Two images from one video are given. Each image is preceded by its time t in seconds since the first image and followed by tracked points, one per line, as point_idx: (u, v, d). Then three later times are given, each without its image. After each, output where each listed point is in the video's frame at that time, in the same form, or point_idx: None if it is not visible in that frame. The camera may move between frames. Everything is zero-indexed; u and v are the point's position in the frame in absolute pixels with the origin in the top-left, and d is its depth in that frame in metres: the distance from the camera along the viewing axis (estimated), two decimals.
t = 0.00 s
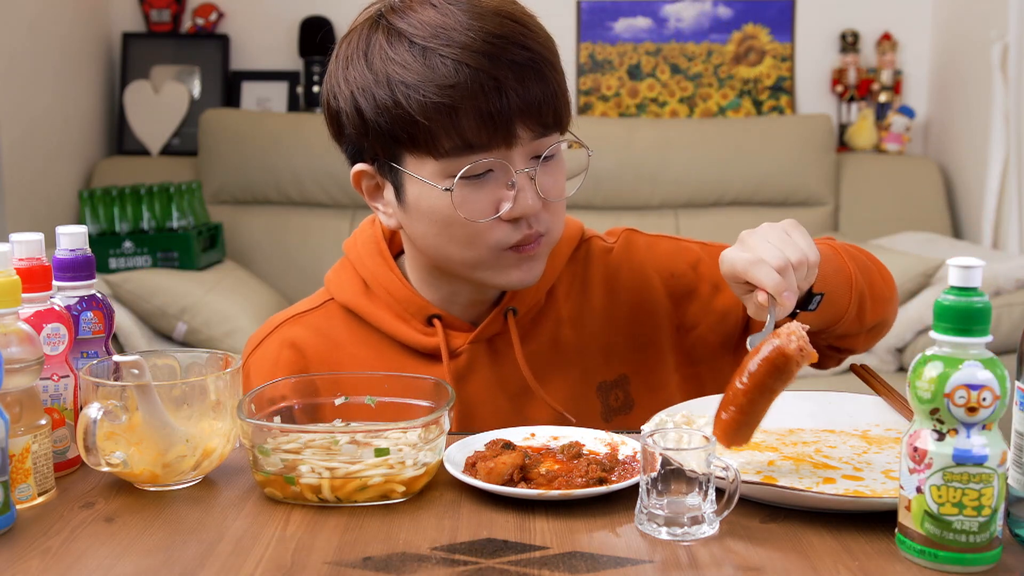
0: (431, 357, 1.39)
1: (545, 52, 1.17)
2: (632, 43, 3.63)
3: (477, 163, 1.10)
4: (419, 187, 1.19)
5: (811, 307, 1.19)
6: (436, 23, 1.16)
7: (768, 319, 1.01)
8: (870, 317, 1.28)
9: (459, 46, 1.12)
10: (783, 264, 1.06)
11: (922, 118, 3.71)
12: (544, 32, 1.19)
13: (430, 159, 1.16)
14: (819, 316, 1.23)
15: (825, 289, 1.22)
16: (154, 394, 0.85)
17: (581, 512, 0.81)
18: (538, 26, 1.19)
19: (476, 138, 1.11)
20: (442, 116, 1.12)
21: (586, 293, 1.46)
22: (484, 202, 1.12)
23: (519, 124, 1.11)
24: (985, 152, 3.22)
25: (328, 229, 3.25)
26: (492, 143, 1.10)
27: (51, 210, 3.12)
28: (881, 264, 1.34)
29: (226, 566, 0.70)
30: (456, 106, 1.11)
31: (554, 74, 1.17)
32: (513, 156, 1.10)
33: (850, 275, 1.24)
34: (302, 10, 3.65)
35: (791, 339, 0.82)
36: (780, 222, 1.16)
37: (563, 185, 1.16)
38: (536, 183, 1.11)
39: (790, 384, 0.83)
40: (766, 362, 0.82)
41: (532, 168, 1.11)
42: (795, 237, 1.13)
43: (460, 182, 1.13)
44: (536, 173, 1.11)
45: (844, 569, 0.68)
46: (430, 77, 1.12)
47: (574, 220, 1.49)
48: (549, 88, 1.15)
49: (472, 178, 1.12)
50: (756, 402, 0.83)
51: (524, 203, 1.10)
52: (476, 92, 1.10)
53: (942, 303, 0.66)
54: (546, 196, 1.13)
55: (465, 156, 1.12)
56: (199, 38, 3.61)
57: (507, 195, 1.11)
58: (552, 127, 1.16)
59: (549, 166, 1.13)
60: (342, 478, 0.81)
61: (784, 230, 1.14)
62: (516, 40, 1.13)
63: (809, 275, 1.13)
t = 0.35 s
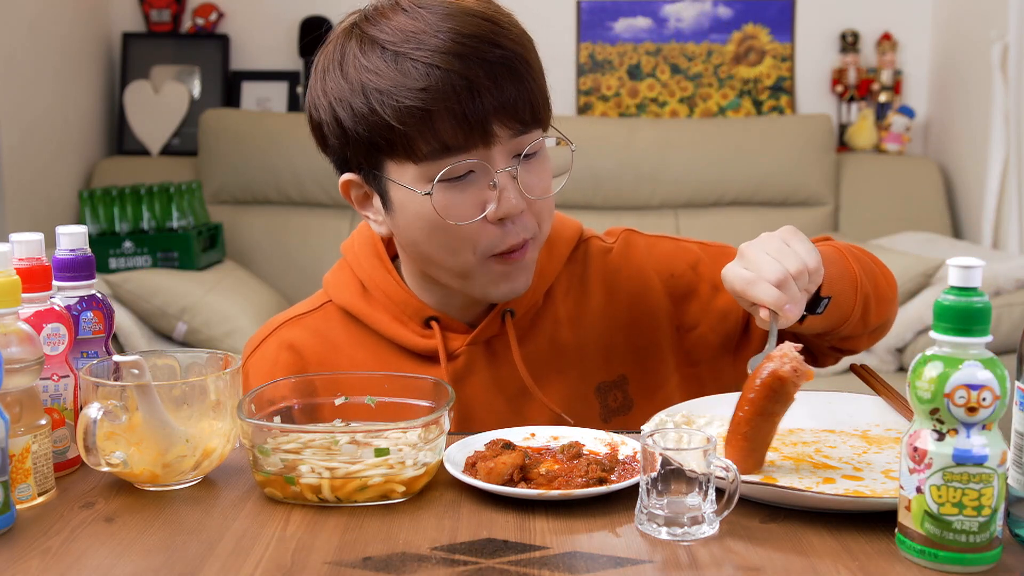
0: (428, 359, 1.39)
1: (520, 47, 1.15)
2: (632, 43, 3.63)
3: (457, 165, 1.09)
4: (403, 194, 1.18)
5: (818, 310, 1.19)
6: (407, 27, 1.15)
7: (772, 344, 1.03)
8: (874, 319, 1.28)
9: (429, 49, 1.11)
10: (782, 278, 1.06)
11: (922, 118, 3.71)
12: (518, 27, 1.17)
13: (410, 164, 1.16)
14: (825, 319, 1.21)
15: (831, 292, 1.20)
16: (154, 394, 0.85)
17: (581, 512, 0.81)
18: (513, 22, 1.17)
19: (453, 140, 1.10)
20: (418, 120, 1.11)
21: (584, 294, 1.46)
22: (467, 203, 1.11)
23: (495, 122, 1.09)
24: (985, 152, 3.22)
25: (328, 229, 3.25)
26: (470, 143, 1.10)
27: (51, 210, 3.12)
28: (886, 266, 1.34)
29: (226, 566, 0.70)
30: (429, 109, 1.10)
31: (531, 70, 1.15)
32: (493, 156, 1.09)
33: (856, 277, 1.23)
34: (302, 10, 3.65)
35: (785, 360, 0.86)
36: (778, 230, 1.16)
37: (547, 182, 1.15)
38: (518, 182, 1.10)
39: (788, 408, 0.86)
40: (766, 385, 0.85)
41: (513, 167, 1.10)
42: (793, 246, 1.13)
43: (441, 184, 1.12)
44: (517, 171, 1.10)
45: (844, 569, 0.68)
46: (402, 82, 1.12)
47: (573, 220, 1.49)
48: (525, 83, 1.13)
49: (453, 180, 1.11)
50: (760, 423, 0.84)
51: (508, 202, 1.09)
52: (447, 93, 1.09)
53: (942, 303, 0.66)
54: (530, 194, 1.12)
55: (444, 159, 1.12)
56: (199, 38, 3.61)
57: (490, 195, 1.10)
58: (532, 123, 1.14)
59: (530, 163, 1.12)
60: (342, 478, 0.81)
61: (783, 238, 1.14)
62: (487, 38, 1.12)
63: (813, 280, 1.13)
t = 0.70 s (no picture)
0: (426, 361, 1.39)
1: (510, 52, 1.14)
2: (632, 43, 3.63)
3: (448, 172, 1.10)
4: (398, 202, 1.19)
5: (814, 299, 1.20)
6: (394, 34, 1.14)
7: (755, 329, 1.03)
8: (868, 314, 1.27)
9: (417, 56, 1.11)
10: (775, 270, 1.07)
11: (922, 118, 3.71)
12: (507, 29, 1.16)
13: (401, 172, 1.16)
14: (822, 309, 1.21)
15: (828, 282, 1.21)
16: (154, 394, 0.85)
17: (581, 512, 0.81)
18: (502, 25, 1.15)
19: (443, 149, 1.10)
20: (407, 129, 1.11)
21: (584, 295, 1.46)
22: (457, 209, 1.12)
23: (485, 129, 1.09)
24: (985, 152, 3.22)
25: (328, 229, 3.25)
26: (460, 150, 1.10)
27: (51, 210, 3.12)
28: (876, 263, 1.33)
29: (226, 567, 0.70)
30: (418, 118, 1.10)
31: (521, 74, 1.14)
32: (484, 162, 1.10)
33: (850, 270, 1.23)
34: (302, 9, 3.65)
35: (758, 361, 0.87)
36: (780, 220, 1.16)
37: (540, 186, 1.15)
38: (509, 188, 1.10)
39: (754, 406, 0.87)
40: (734, 380, 0.86)
41: (504, 173, 1.10)
42: (794, 238, 1.13)
43: (432, 191, 1.13)
44: (509, 177, 1.10)
45: (844, 569, 0.68)
46: (391, 91, 1.11)
47: (572, 220, 1.49)
48: (515, 89, 1.13)
49: (444, 186, 1.12)
50: (720, 414, 0.86)
51: (498, 209, 1.10)
52: (436, 102, 1.09)
53: (942, 303, 0.66)
54: (522, 200, 1.12)
55: (434, 167, 1.12)
56: (199, 38, 3.61)
57: (480, 202, 1.11)
58: (523, 128, 1.14)
59: (522, 169, 1.12)
60: (342, 478, 0.81)
61: (784, 229, 1.14)
62: (476, 43, 1.11)
63: (809, 273, 1.13)
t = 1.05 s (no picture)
0: (425, 363, 1.39)
1: (513, 68, 1.14)
2: (632, 43, 3.63)
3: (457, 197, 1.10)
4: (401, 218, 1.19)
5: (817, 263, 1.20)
6: (397, 53, 1.12)
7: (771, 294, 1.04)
8: (857, 286, 1.27)
9: (423, 77, 1.09)
10: (791, 233, 1.07)
11: (922, 118, 3.71)
12: (508, 42, 1.15)
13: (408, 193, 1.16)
14: (822, 275, 1.21)
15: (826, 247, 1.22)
16: (154, 394, 0.85)
17: (581, 512, 0.81)
18: (504, 39, 1.15)
19: (452, 171, 1.10)
20: (416, 153, 1.10)
21: (582, 294, 1.46)
22: (465, 229, 1.13)
23: (494, 150, 1.09)
24: (985, 152, 3.22)
25: (329, 229, 3.25)
26: (469, 172, 1.10)
27: (51, 210, 3.12)
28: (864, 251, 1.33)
29: (226, 566, 0.70)
30: (426, 141, 1.09)
31: (524, 89, 1.14)
32: (492, 182, 1.10)
33: (842, 243, 1.26)
34: (302, 10, 3.65)
35: (790, 321, 0.91)
36: (793, 186, 1.16)
37: (542, 197, 1.17)
38: (516, 206, 1.12)
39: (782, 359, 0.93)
40: (766, 340, 0.91)
41: (511, 192, 1.11)
42: (807, 204, 1.13)
43: (440, 214, 1.13)
44: (515, 196, 1.11)
45: (844, 569, 0.68)
46: (397, 113, 1.10)
47: (567, 221, 1.49)
48: (520, 106, 1.13)
49: (452, 209, 1.12)
50: (751, 369, 0.93)
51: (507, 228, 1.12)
52: (445, 124, 1.08)
53: (942, 303, 0.66)
54: (526, 214, 1.14)
55: (442, 190, 1.12)
56: (199, 38, 3.61)
57: (489, 222, 1.12)
58: (529, 144, 1.14)
59: (528, 184, 1.13)
60: (342, 478, 0.81)
61: (797, 195, 1.14)
62: (482, 62, 1.10)
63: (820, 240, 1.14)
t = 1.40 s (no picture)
0: (425, 363, 1.39)
1: (509, 67, 1.14)
2: (632, 43, 3.63)
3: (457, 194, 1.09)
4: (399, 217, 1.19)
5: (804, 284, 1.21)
6: (393, 54, 1.12)
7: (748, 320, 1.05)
8: (849, 303, 1.28)
9: (420, 78, 1.09)
10: (769, 259, 1.07)
11: (922, 118, 3.71)
12: (504, 42, 1.15)
13: (407, 193, 1.16)
14: (810, 296, 1.22)
15: (816, 269, 1.22)
16: (154, 394, 0.85)
17: (581, 512, 0.81)
18: (500, 39, 1.15)
19: (450, 171, 1.10)
20: (414, 153, 1.10)
21: (580, 295, 1.46)
22: (465, 228, 1.13)
23: (491, 148, 1.09)
24: (985, 152, 3.22)
25: (329, 229, 3.25)
26: (466, 171, 1.09)
27: (51, 211, 3.12)
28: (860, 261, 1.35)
29: (226, 566, 0.70)
30: (423, 141, 1.09)
31: (521, 88, 1.14)
32: (490, 180, 1.10)
33: (834, 260, 1.25)
34: (302, 10, 3.65)
35: (758, 348, 0.91)
36: (775, 211, 1.16)
37: (540, 197, 1.17)
38: (515, 204, 1.12)
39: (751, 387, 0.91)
40: (732, 365, 0.90)
41: (510, 190, 1.11)
42: (788, 229, 1.13)
43: (440, 212, 1.12)
44: (514, 195, 1.11)
45: (844, 569, 0.68)
46: (395, 114, 1.10)
47: (567, 221, 1.50)
48: (517, 105, 1.13)
49: (451, 207, 1.12)
50: (719, 394, 0.91)
51: (506, 225, 1.11)
52: (441, 124, 1.08)
53: (942, 304, 0.66)
54: (525, 212, 1.14)
55: (441, 188, 1.12)
56: (199, 38, 3.61)
57: (487, 220, 1.12)
58: (526, 142, 1.14)
59: (525, 182, 1.13)
60: (342, 478, 0.81)
61: (779, 220, 1.14)
62: (477, 61, 1.10)
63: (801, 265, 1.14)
